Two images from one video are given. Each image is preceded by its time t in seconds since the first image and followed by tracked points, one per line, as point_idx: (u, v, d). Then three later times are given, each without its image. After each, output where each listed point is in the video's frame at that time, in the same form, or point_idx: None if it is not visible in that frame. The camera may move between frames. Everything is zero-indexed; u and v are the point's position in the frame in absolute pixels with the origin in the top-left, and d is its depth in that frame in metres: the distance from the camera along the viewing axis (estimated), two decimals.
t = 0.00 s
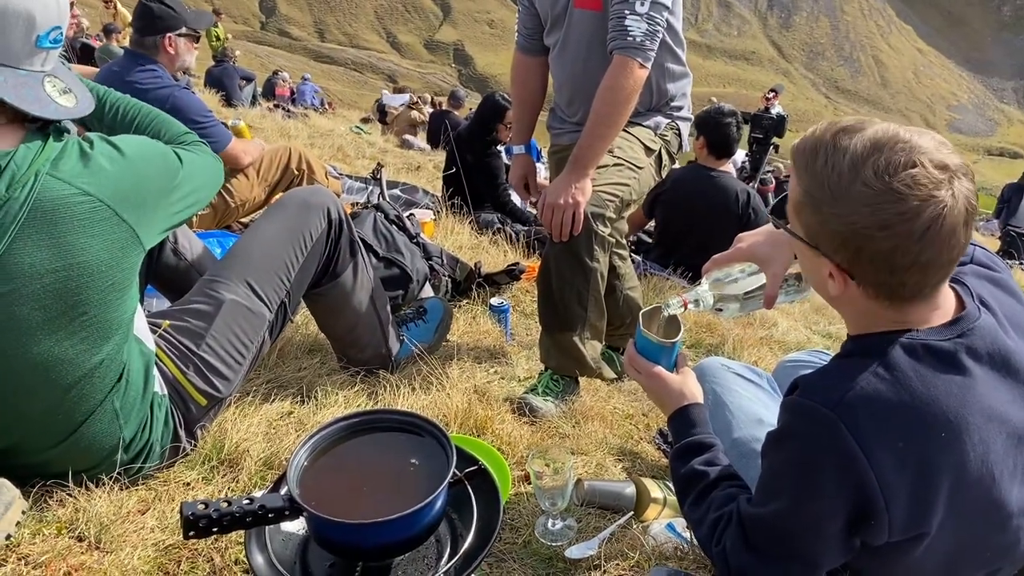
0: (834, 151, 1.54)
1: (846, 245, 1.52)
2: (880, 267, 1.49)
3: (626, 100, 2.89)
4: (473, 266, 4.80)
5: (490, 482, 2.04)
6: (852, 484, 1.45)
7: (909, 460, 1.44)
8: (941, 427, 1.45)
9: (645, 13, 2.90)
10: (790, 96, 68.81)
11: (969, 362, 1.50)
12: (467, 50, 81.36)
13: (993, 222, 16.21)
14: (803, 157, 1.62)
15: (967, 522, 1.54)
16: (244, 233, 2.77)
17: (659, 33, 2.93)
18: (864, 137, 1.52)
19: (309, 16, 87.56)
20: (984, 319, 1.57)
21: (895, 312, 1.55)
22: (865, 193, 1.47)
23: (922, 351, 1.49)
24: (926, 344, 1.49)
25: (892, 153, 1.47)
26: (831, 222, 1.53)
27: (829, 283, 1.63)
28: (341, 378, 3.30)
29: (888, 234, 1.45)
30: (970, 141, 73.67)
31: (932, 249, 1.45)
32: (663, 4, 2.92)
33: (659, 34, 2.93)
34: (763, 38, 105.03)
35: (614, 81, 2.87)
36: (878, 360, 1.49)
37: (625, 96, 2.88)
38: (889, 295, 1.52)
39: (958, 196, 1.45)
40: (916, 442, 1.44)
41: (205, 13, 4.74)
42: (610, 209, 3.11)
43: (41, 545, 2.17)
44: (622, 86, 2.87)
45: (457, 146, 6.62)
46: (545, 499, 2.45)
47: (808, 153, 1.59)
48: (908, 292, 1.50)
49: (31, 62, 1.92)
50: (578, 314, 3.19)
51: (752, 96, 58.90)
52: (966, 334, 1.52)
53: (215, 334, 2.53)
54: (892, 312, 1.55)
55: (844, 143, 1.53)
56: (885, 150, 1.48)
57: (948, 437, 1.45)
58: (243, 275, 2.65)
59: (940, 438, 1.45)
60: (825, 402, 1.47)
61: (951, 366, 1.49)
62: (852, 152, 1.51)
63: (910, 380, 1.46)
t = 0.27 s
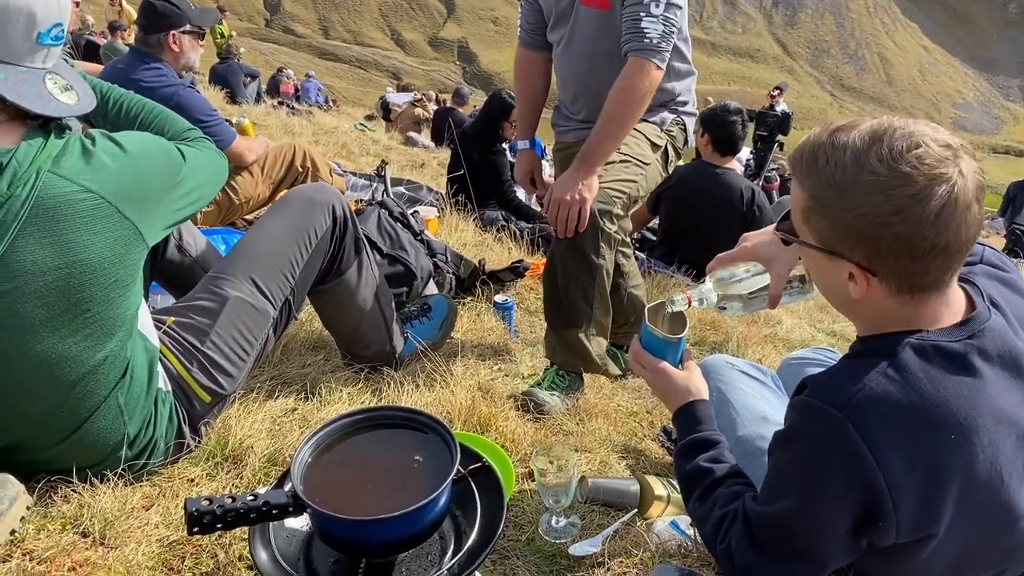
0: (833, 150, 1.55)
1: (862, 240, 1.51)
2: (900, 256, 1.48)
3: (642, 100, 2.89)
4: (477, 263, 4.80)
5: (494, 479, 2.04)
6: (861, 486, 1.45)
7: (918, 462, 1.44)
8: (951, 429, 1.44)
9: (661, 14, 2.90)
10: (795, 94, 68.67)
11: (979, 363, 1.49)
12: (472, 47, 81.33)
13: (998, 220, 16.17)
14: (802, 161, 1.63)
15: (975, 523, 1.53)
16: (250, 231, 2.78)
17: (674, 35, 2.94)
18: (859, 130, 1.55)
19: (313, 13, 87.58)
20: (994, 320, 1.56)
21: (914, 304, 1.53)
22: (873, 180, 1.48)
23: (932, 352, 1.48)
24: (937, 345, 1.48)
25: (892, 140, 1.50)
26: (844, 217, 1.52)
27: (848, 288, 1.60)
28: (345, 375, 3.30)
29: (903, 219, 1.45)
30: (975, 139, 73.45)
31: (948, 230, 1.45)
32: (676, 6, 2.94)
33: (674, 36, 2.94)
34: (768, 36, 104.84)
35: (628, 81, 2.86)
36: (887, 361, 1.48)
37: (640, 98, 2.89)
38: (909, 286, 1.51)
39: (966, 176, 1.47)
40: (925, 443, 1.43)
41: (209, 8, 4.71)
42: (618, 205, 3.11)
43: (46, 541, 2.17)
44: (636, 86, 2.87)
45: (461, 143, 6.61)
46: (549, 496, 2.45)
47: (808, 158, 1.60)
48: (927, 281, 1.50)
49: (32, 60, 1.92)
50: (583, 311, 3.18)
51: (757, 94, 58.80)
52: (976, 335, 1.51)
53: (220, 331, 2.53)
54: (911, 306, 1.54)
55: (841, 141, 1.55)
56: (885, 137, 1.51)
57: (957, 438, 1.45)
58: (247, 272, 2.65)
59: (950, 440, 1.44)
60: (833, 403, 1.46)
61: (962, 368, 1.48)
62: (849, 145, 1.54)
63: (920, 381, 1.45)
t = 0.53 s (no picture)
0: (837, 148, 1.55)
1: (875, 234, 1.50)
2: (916, 247, 1.47)
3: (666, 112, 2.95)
4: (481, 260, 4.80)
5: (496, 476, 2.04)
6: (866, 486, 1.44)
7: (924, 463, 1.43)
8: (957, 430, 1.44)
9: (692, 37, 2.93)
10: (800, 91, 68.50)
11: (987, 364, 1.49)
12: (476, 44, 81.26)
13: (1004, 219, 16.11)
14: (804, 163, 1.62)
15: (980, 524, 1.53)
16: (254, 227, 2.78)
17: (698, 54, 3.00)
18: (861, 127, 1.56)
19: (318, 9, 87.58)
20: (1001, 321, 1.55)
21: (927, 297, 1.53)
22: (882, 172, 1.47)
23: (939, 353, 1.48)
24: (944, 346, 1.48)
25: (897, 132, 1.51)
26: (856, 212, 1.51)
27: (860, 287, 1.59)
28: (349, 372, 3.30)
29: (916, 209, 1.45)
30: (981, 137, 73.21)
31: (961, 218, 1.46)
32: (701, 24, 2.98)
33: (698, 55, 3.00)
34: (773, 33, 104.56)
35: (657, 88, 2.91)
36: (894, 362, 1.48)
37: (663, 111, 2.94)
38: (923, 279, 1.51)
39: (973, 163, 1.49)
40: (931, 444, 1.43)
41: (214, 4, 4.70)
42: (625, 196, 3.11)
43: (49, 536, 2.18)
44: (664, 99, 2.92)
45: (465, 140, 6.61)
46: (551, 494, 2.45)
47: (811, 158, 1.60)
48: (941, 272, 1.50)
49: (30, 56, 1.92)
50: (597, 304, 3.20)
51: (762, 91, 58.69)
52: (983, 336, 1.51)
53: (223, 327, 2.53)
54: (924, 299, 1.53)
55: (844, 138, 1.55)
56: (888, 131, 1.52)
57: (964, 440, 1.44)
58: (251, 268, 2.65)
59: (956, 441, 1.44)
60: (839, 403, 1.46)
61: (969, 369, 1.47)
62: (852, 141, 1.54)
63: (927, 382, 1.45)
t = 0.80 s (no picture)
0: (846, 146, 1.55)
1: (884, 232, 1.50)
2: (925, 246, 1.47)
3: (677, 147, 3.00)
4: (486, 257, 4.80)
5: (501, 472, 2.04)
6: (871, 484, 1.44)
7: (929, 461, 1.43)
8: (963, 429, 1.44)
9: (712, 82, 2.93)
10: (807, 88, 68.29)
11: (993, 363, 1.49)
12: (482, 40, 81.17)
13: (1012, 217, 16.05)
14: (812, 160, 1.62)
15: (985, 523, 1.53)
16: (261, 223, 2.78)
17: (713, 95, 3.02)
18: (870, 124, 1.55)
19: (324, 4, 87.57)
20: (1008, 320, 1.55)
21: (934, 296, 1.53)
22: (891, 170, 1.47)
23: (946, 351, 1.47)
24: (950, 344, 1.48)
25: (906, 130, 1.50)
26: (864, 209, 1.51)
27: (867, 285, 1.59)
28: (354, 367, 3.30)
29: (926, 207, 1.45)
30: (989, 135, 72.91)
31: (970, 217, 1.46)
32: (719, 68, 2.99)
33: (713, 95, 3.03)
34: (780, 29, 104.23)
35: (676, 121, 2.94)
36: (900, 359, 1.48)
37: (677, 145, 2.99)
38: (931, 278, 1.50)
39: (982, 162, 1.48)
40: (937, 443, 1.43)
41: None
42: (622, 210, 3.11)
43: (56, 529, 2.19)
44: (680, 134, 2.96)
45: (471, 136, 6.60)
46: (555, 489, 2.45)
47: (819, 155, 1.59)
48: (949, 271, 1.50)
49: (35, 50, 1.92)
50: (602, 315, 3.19)
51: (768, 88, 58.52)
52: (990, 335, 1.51)
53: (229, 323, 2.54)
54: (931, 298, 1.53)
55: (853, 136, 1.55)
56: (898, 128, 1.51)
57: (970, 439, 1.44)
58: (257, 264, 2.65)
59: (962, 440, 1.44)
60: (845, 402, 1.46)
61: (975, 367, 1.47)
62: (861, 139, 1.53)
63: (933, 381, 1.45)
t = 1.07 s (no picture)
0: (853, 145, 1.55)
1: (892, 230, 1.50)
2: (933, 244, 1.47)
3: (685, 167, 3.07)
4: (493, 252, 4.81)
5: (508, 467, 2.05)
6: (877, 481, 1.45)
7: (935, 459, 1.43)
8: (969, 427, 1.44)
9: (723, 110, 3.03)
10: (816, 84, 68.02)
11: (1000, 362, 1.49)
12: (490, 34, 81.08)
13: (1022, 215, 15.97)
14: (820, 159, 1.62)
15: (991, 520, 1.54)
16: (270, 217, 2.80)
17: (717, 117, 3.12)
18: (877, 123, 1.55)
19: None
20: (1015, 318, 1.55)
21: (942, 293, 1.53)
22: (900, 169, 1.47)
23: (952, 349, 1.48)
24: (957, 342, 1.48)
25: (914, 128, 1.51)
26: (872, 208, 1.51)
27: (875, 283, 1.59)
28: (362, 361, 3.32)
29: (934, 205, 1.45)
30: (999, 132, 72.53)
31: (979, 214, 1.46)
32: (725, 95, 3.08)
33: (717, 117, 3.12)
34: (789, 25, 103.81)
35: (688, 143, 3.02)
36: (907, 357, 1.48)
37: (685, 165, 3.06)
38: (939, 275, 1.51)
39: (991, 160, 1.48)
40: (943, 440, 1.43)
41: None
42: (630, 216, 3.12)
43: (67, 519, 2.21)
44: (690, 156, 3.04)
45: (479, 131, 6.60)
46: (562, 484, 2.46)
47: (827, 155, 1.60)
48: (957, 268, 1.50)
49: (47, 45, 1.93)
50: (611, 318, 3.18)
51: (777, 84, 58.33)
52: (997, 333, 1.51)
53: (239, 317, 2.55)
54: (939, 295, 1.53)
55: (860, 134, 1.55)
56: (905, 126, 1.52)
57: (976, 436, 1.45)
58: (266, 258, 2.67)
59: (968, 438, 1.44)
60: (850, 398, 1.46)
61: (981, 366, 1.48)
62: (869, 138, 1.53)
63: (939, 378, 1.45)
